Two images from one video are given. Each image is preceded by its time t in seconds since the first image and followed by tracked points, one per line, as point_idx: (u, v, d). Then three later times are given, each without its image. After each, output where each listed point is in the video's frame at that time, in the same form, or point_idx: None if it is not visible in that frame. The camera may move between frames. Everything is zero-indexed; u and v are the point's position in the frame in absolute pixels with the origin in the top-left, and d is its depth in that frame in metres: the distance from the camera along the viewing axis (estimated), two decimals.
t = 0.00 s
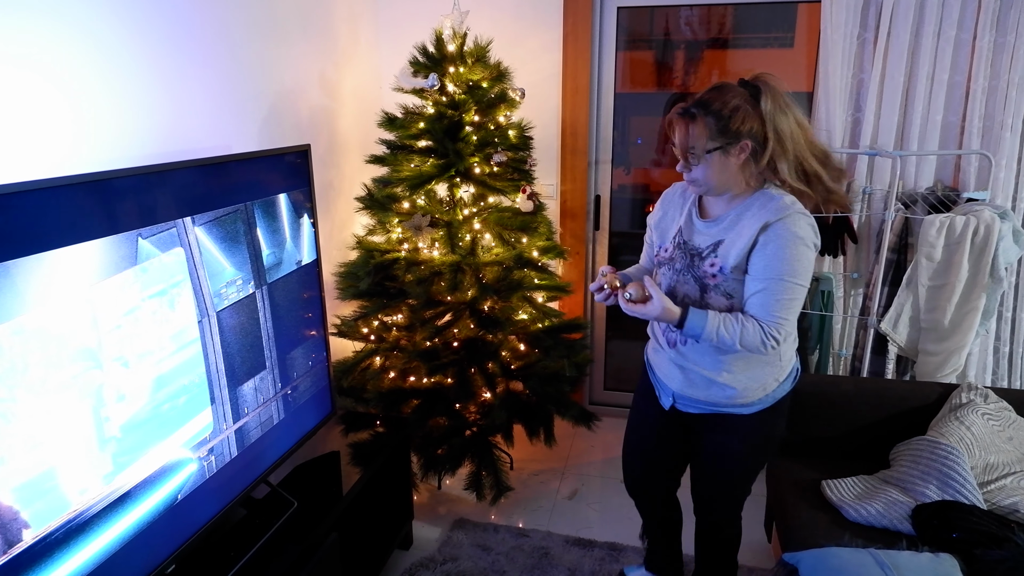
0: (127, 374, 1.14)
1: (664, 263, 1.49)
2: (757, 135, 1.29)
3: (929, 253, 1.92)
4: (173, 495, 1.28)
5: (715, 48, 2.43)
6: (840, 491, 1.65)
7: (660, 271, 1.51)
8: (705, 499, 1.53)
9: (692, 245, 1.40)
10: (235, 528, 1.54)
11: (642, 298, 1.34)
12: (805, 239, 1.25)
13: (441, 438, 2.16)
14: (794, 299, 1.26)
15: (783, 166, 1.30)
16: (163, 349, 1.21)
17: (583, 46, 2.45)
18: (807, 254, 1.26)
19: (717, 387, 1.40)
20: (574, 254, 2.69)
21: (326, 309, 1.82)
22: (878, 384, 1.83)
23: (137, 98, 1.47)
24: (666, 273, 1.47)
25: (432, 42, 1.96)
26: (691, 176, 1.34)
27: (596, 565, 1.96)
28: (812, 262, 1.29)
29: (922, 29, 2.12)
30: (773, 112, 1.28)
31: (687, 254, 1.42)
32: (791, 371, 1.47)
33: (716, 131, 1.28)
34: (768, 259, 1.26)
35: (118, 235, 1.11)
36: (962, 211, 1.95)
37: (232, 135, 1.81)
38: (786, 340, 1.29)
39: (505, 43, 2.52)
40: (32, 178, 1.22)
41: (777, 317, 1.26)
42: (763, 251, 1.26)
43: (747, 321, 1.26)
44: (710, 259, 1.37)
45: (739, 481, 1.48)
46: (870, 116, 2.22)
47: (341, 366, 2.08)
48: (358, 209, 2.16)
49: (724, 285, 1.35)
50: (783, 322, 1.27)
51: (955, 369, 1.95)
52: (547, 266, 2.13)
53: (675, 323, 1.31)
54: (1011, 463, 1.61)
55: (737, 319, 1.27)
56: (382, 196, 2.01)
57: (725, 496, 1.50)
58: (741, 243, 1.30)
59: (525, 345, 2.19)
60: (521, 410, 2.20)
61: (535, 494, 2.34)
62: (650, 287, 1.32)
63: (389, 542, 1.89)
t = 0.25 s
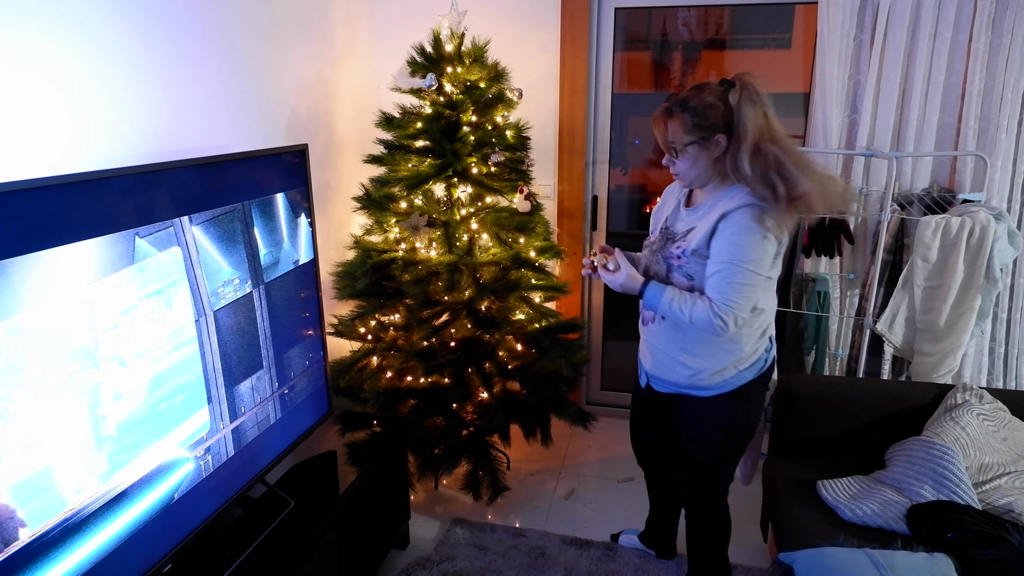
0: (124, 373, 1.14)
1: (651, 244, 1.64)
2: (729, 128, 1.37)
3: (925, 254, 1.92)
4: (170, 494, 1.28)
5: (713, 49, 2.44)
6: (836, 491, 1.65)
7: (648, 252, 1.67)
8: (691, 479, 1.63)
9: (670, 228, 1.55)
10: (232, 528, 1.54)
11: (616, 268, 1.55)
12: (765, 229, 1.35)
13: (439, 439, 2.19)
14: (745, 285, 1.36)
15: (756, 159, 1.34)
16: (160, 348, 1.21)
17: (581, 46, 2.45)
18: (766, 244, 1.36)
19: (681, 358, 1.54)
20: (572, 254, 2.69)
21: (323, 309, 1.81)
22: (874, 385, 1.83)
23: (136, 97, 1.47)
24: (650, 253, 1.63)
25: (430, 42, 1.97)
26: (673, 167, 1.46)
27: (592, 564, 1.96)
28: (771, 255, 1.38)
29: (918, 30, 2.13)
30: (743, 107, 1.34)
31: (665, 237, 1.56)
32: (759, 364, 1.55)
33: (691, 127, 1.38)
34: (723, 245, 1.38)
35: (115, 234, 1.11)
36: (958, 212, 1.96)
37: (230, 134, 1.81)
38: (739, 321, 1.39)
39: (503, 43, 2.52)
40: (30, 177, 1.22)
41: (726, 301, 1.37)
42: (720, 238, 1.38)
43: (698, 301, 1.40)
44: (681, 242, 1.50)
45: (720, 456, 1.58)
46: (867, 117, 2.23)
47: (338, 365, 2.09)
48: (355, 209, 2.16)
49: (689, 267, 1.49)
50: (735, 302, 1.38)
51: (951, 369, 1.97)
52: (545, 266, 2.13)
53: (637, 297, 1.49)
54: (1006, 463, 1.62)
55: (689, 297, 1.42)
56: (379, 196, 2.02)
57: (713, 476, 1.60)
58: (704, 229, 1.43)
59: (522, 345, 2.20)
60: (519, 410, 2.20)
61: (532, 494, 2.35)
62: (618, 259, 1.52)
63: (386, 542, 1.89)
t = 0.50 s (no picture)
0: (128, 377, 1.14)
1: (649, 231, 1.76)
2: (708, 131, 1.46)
3: (927, 259, 1.93)
4: (173, 498, 1.28)
5: (715, 54, 2.44)
6: (839, 496, 1.64)
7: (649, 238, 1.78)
8: (662, 464, 1.72)
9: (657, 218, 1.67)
10: (234, 532, 1.54)
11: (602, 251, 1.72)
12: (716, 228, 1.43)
13: (441, 443, 2.17)
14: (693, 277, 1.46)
15: (721, 164, 1.41)
16: (164, 353, 1.22)
17: (583, 51, 2.46)
18: (716, 241, 1.44)
19: (647, 338, 1.65)
20: (574, 259, 2.69)
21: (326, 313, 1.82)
22: (877, 390, 1.83)
23: (139, 103, 1.48)
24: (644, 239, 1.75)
25: (433, 47, 1.97)
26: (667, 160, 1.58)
27: (594, 570, 1.96)
28: (722, 251, 1.45)
29: (920, 36, 2.13)
30: (717, 112, 1.41)
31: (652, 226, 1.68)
32: (721, 357, 1.61)
33: (677, 129, 1.50)
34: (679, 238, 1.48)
35: (120, 239, 1.12)
36: (961, 217, 1.97)
37: (233, 139, 1.82)
38: (687, 308, 1.48)
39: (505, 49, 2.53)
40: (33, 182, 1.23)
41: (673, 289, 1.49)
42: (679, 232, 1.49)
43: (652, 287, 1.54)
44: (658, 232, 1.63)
45: (691, 446, 1.66)
46: (869, 123, 2.23)
47: (341, 370, 2.09)
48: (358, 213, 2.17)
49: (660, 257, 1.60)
50: (683, 289, 1.47)
51: (955, 374, 1.96)
52: (547, 271, 2.14)
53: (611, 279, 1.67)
54: (1010, 469, 1.61)
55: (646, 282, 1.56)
56: (382, 201, 2.03)
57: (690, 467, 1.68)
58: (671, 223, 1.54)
59: (524, 350, 2.20)
60: (520, 414, 2.20)
61: (534, 499, 2.35)
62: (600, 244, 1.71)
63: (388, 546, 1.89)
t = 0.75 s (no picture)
0: (135, 380, 1.15)
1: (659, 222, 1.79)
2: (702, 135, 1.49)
3: (933, 263, 1.92)
4: (179, 501, 1.29)
5: (719, 58, 2.45)
6: (844, 502, 1.64)
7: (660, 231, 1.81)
8: (632, 460, 1.73)
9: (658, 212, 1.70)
10: (238, 535, 1.54)
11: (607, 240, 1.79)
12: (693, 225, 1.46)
13: (444, 447, 2.17)
14: (666, 271, 1.50)
15: (711, 165, 1.46)
16: (170, 356, 1.22)
17: (587, 55, 2.46)
18: (689, 237, 1.47)
19: (634, 325, 1.70)
20: (579, 262, 2.70)
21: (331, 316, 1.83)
22: (882, 395, 1.82)
23: (144, 106, 1.49)
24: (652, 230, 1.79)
25: (438, 51, 1.98)
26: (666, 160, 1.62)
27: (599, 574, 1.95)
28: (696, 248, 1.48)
29: (925, 40, 2.13)
30: (711, 115, 1.45)
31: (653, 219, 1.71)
32: (688, 353, 1.61)
33: (675, 132, 1.53)
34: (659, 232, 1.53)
35: (127, 243, 1.13)
36: (967, 221, 1.96)
37: (238, 143, 1.83)
38: (658, 299, 1.53)
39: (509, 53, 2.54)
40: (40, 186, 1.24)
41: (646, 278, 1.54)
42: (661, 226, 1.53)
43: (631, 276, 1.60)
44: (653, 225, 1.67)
45: (657, 440, 1.68)
46: (874, 127, 2.23)
47: (345, 372, 2.04)
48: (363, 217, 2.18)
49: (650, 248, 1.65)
50: (655, 282, 1.52)
51: (960, 379, 1.95)
52: (552, 275, 2.13)
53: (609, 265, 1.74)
54: (1016, 475, 1.60)
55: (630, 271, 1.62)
56: (387, 204, 2.03)
57: (655, 461, 1.70)
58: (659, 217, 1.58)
59: (529, 353, 2.21)
60: (524, 418, 2.21)
61: (538, 503, 2.34)
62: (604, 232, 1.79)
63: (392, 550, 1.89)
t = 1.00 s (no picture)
0: (139, 379, 1.15)
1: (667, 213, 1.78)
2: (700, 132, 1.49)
3: (940, 260, 1.91)
4: (184, 500, 1.29)
5: (724, 56, 2.44)
6: (851, 499, 1.63)
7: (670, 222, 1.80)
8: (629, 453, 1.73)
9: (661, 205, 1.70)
10: (244, 534, 1.55)
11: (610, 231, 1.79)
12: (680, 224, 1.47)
13: (450, 446, 2.17)
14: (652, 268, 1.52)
15: (708, 163, 1.45)
16: (175, 355, 1.23)
17: (591, 54, 2.46)
18: (675, 236, 1.48)
19: (630, 316, 1.72)
20: (583, 261, 2.70)
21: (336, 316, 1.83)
22: (888, 393, 1.82)
23: (149, 106, 1.49)
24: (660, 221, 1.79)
25: (441, 51, 1.98)
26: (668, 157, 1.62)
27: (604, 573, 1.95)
28: (681, 247, 1.49)
29: (931, 36, 2.12)
30: (706, 113, 1.45)
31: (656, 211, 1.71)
32: (673, 348, 1.61)
33: (673, 130, 1.54)
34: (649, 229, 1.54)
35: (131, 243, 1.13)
36: (973, 218, 1.95)
37: (242, 144, 1.83)
38: (645, 294, 1.55)
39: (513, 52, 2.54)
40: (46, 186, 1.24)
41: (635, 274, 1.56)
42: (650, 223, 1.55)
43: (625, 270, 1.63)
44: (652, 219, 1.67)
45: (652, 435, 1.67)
46: (879, 123, 2.22)
47: (351, 373, 2.10)
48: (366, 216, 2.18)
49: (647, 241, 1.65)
50: (642, 278, 1.54)
51: (968, 376, 1.94)
52: (556, 273, 2.13)
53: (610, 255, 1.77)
54: None
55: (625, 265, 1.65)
56: (391, 204, 2.03)
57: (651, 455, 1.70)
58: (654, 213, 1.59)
59: (533, 352, 2.20)
60: (529, 417, 2.20)
61: (543, 502, 2.34)
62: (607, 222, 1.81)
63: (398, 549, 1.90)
